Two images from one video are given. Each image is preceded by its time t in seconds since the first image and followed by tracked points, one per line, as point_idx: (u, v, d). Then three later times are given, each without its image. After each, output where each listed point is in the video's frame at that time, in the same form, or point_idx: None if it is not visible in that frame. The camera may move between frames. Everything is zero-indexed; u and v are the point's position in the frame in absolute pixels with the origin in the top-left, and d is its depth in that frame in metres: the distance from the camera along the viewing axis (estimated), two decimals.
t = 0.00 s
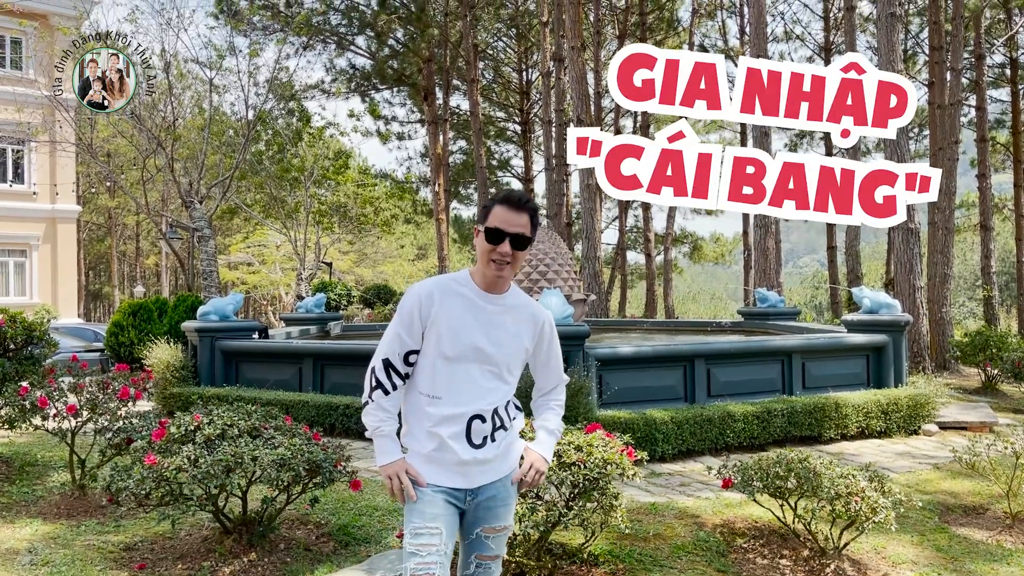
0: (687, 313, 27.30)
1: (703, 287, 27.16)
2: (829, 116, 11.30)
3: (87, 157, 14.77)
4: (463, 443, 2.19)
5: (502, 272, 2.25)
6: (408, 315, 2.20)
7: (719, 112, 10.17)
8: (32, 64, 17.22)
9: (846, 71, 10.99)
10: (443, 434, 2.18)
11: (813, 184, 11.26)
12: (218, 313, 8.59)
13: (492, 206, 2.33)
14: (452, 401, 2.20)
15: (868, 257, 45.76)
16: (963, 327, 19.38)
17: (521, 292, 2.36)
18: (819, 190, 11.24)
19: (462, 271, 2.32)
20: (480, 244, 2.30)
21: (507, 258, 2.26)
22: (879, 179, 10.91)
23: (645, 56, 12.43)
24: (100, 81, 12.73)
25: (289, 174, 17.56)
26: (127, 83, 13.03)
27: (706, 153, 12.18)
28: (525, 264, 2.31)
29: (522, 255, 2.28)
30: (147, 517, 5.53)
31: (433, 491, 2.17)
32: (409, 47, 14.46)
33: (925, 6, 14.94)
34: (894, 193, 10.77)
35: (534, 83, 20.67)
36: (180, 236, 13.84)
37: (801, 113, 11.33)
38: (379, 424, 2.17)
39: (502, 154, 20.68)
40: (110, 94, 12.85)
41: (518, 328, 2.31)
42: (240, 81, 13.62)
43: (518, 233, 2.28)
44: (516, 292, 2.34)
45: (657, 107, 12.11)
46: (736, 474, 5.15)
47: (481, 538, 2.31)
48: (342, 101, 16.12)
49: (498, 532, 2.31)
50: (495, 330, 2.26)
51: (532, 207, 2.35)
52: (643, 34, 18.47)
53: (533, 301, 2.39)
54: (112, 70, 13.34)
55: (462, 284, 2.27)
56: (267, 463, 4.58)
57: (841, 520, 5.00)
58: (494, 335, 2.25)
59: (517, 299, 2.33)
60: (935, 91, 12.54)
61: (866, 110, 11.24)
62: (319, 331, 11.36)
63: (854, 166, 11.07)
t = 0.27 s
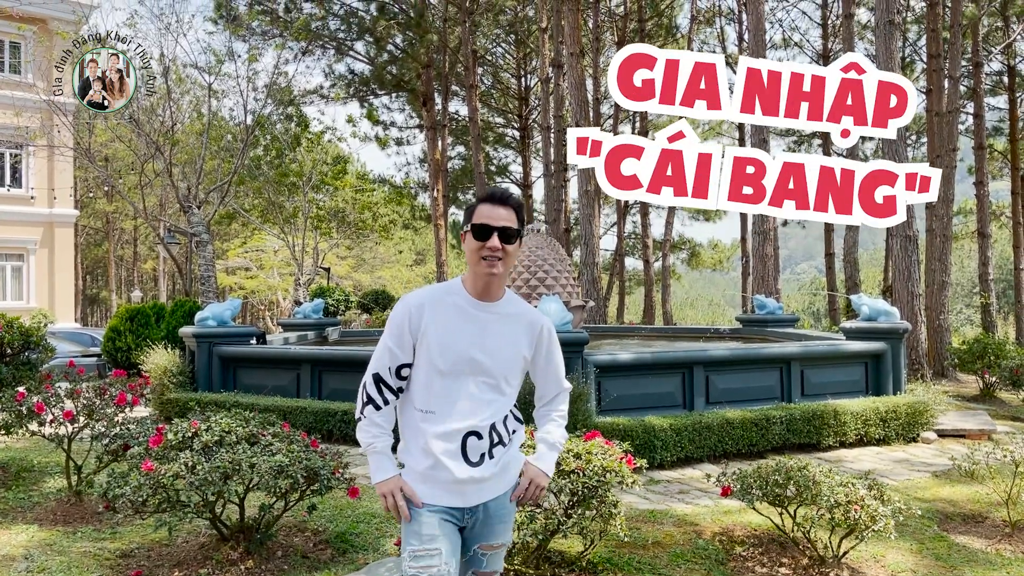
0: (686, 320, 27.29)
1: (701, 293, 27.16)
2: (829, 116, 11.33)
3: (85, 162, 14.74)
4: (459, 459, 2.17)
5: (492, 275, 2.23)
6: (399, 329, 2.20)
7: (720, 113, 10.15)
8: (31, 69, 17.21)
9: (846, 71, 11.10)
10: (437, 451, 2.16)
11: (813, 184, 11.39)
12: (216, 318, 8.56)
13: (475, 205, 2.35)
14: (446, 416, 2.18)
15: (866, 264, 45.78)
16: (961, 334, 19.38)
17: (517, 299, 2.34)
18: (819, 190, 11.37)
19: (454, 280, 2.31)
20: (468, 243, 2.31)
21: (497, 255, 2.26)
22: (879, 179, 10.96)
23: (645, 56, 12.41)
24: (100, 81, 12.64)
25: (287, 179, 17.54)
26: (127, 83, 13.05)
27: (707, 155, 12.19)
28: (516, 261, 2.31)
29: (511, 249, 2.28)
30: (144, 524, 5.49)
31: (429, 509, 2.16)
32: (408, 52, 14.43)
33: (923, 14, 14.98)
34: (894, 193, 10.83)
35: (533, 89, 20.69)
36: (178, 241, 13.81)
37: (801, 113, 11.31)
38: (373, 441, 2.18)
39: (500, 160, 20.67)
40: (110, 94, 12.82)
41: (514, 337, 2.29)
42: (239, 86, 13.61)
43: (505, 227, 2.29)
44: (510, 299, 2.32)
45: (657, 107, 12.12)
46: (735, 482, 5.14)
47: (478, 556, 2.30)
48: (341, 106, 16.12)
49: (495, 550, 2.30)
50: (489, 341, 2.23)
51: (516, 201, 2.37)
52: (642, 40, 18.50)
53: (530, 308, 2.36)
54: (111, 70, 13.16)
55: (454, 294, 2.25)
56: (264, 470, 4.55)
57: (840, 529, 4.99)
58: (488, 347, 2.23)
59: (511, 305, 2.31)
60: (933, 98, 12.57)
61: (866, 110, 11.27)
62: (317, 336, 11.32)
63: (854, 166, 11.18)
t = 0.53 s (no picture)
0: (683, 325, 27.30)
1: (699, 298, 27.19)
2: (829, 116, 11.31)
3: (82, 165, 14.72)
4: (453, 474, 2.11)
5: (465, 275, 2.20)
6: (375, 346, 2.14)
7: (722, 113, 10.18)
8: (29, 72, 17.20)
9: (846, 71, 11.12)
10: (429, 469, 2.10)
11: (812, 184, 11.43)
12: (213, 322, 8.54)
13: (435, 204, 2.30)
14: (435, 432, 2.12)
15: (863, 270, 45.87)
16: (958, 340, 19.41)
17: (496, 301, 2.31)
18: (819, 191, 11.42)
19: (427, 288, 2.27)
20: (435, 244, 2.26)
21: (466, 251, 2.22)
22: (879, 179, 10.96)
23: (645, 56, 12.46)
24: (101, 80, 12.71)
25: (284, 183, 17.54)
26: (127, 83, 13.14)
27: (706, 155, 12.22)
28: (486, 254, 2.27)
29: (479, 241, 2.24)
30: (140, 528, 5.47)
31: (424, 530, 2.11)
32: (405, 57, 14.43)
33: (920, 21, 15.04)
34: (894, 193, 10.86)
35: (531, 94, 20.73)
36: (175, 245, 13.78)
37: (801, 113, 11.30)
38: (359, 464, 2.11)
39: (498, 165, 20.69)
40: (110, 94, 12.79)
41: (497, 341, 2.24)
42: (236, 89, 13.61)
43: (470, 221, 2.25)
44: (488, 301, 2.29)
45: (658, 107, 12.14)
46: (733, 487, 5.13)
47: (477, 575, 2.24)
48: (339, 110, 16.13)
49: (493, 568, 2.25)
50: (473, 347, 2.19)
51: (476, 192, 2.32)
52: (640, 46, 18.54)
53: (511, 309, 2.33)
54: (111, 70, 13.24)
55: (430, 303, 2.22)
56: (260, 474, 4.53)
57: (838, 534, 4.98)
58: (473, 357, 2.18)
59: (490, 307, 2.28)
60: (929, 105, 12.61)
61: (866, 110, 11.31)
62: (314, 340, 11.30)
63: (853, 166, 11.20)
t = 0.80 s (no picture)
0: (680, 330, 27.33)
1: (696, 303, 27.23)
2: (829, 116, 11.35)
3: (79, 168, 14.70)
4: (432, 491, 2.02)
5: (439, 279, 2.13)
6: (346, 359, 2.08)
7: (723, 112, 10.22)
8: (27, 76, 17.19)
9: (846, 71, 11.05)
10: (406, 486, 2.02)
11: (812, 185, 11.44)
12: (210, 326, 8.53)
13: (406, 204, 2.25)
14: (411, 446, 2.04)
15: (860, 276, 45.98)
16: (954, 346, 19.45)
17: (474, 305, 2.24)
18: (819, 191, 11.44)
19: (401, 294, 2.21)
20: (406, 246, 2.20)
21: (440, 253, 2.16)
22: (879, 179, 10.84)
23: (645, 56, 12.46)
24: (101, 80, 12.51)
25: (282, 187, 17.55)
26: (127, 83, 13.02)
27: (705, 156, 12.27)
28: (462, 254, 2.21)
29: (455, 241, 2.19)
30: (136, 532, 5.45)
31: (402, 552, 2.03)
32: (404, 61, 14.44)
33: (916, 27, 15.08)
34: (894, 193, 10.78)
35: (529, 99, 20.77)
36: (172, 249, 13.77)
37: (801, 113, 11.32)
38: (332, 483, 2.04)
39: (496, 170, 20.71)
40: (110, 94, 12.64)
41: (477, 348, 2.17)
42: (235, 94, 13.62)
43: (444, 220, 2.19)
44: (465, 306, 2.22)
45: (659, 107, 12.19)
46: (729, 492, 5.13)
47: None
48: (337, 114, 16.15)
49: None
50: (450, 355, 2.11)
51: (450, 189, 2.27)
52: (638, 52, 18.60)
53: (491, 314, 2.26)
54: (111, 70, 13.04)
55: (403, 310, 2.15)
56: (257, 478, 4.52)
57: (835, 540, 4.98)
58: (449, 367, 2.10)
59: (468, 311, 2.21)
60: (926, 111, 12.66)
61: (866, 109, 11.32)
62: (311, 345, 11.30)
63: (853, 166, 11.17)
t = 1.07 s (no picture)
0: (676, 335, 27.32)
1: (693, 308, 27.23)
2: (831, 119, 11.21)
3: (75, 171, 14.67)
4: (417, 504, 2.04)
5: (430, 285, 2.13)
6: (329, 370, 2.10)
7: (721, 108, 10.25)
8: (23, 79, 17.17)
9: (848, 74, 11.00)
10: (389, 502, 2.03)
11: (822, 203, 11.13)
12: (206, 330, 8.51)
13: (407, 201, 2.26)
14: (395, 460, 2.05)
15: (856, 281, 46.05)
16: (950, 351, 19.47)
17: (464, 310, 2.23)
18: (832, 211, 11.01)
19: (390, 299, 2.21)
20: (401, 243, 2.20)
21: (429, 259, 2.16)
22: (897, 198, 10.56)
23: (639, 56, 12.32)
24: (101, 80, 12.66)
25: (279, 191, 17.52)
26: (127, 83, 13.24)
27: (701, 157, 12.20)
28: (456, 260, 2.22)
29: (451, 244, 2.20)
30: (131, 538, 5.43)
31: (388, 568, 2.05)
32: (401, 66, 14.44)
33: (912, 33, 15.13)
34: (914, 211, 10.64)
35: (526, 104, 20.80)
36: (168, 253, 13.75)
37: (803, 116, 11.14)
38: (318, 494, 2.08)
39: (493, 174, 20.73)
40: (110, 94, 12.76)
41: (465, 357, 2.15)
42: (232, 98, 13.62)
43: (443, 223, 2.21)
44: (455, 312, 2.20)
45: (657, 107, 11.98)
46: (725, 497, 5.13)
47: None
48: (334, 119, 16.16)
49: None
50: (437, 365, 2.10)
51: (451, 194, 2.29)
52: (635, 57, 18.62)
53: (482, 319, 2.24)
54: (111, 70, 13.29)
55: (390, 317, 2.14)
56: (253, 484, 4.51)
57: (831, 545, 4.98)
58: (434, 378, 2.10)
59: (458, 317, 2.20)
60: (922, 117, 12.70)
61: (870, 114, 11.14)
62: (308, 349, 11.27)
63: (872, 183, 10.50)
